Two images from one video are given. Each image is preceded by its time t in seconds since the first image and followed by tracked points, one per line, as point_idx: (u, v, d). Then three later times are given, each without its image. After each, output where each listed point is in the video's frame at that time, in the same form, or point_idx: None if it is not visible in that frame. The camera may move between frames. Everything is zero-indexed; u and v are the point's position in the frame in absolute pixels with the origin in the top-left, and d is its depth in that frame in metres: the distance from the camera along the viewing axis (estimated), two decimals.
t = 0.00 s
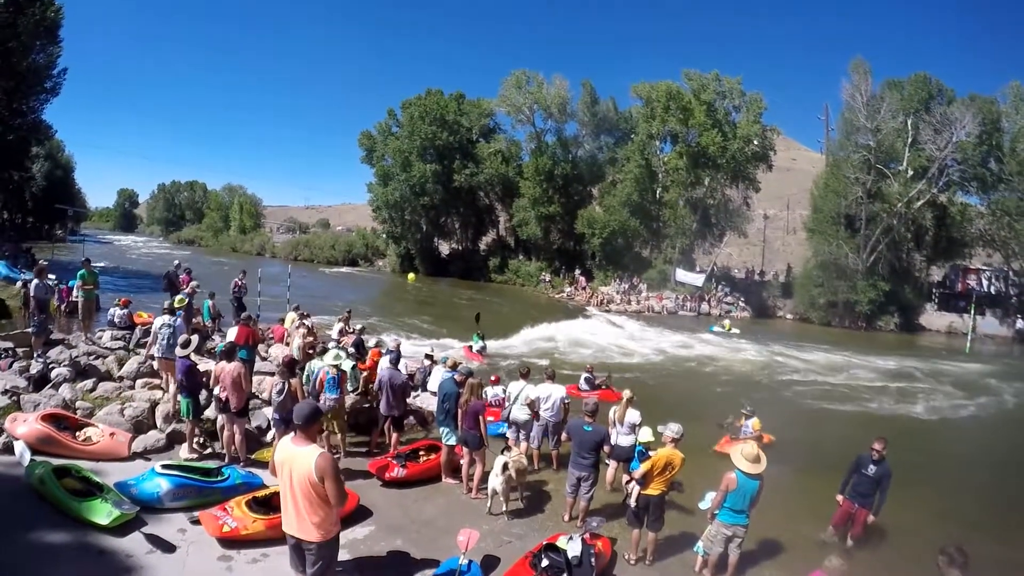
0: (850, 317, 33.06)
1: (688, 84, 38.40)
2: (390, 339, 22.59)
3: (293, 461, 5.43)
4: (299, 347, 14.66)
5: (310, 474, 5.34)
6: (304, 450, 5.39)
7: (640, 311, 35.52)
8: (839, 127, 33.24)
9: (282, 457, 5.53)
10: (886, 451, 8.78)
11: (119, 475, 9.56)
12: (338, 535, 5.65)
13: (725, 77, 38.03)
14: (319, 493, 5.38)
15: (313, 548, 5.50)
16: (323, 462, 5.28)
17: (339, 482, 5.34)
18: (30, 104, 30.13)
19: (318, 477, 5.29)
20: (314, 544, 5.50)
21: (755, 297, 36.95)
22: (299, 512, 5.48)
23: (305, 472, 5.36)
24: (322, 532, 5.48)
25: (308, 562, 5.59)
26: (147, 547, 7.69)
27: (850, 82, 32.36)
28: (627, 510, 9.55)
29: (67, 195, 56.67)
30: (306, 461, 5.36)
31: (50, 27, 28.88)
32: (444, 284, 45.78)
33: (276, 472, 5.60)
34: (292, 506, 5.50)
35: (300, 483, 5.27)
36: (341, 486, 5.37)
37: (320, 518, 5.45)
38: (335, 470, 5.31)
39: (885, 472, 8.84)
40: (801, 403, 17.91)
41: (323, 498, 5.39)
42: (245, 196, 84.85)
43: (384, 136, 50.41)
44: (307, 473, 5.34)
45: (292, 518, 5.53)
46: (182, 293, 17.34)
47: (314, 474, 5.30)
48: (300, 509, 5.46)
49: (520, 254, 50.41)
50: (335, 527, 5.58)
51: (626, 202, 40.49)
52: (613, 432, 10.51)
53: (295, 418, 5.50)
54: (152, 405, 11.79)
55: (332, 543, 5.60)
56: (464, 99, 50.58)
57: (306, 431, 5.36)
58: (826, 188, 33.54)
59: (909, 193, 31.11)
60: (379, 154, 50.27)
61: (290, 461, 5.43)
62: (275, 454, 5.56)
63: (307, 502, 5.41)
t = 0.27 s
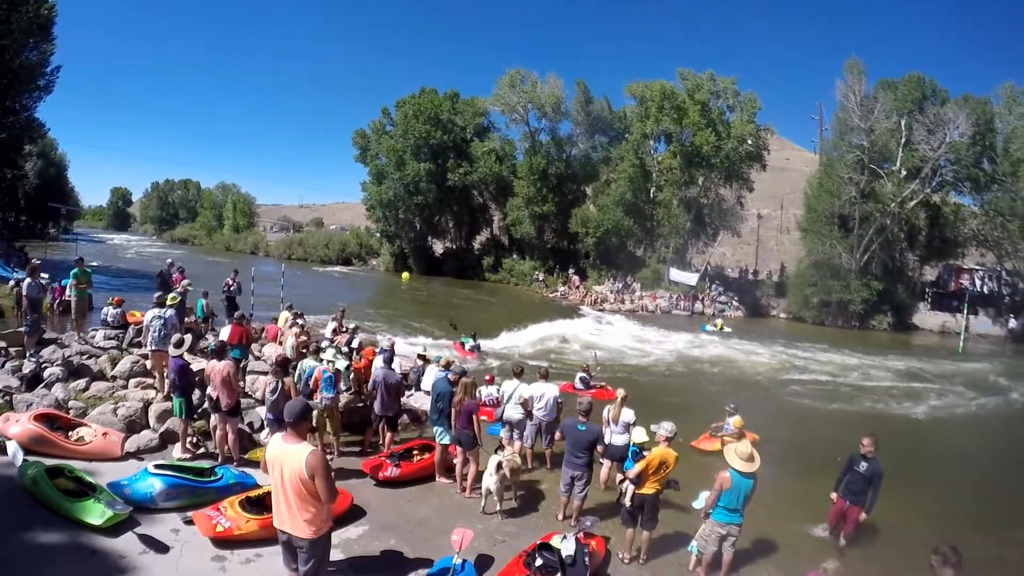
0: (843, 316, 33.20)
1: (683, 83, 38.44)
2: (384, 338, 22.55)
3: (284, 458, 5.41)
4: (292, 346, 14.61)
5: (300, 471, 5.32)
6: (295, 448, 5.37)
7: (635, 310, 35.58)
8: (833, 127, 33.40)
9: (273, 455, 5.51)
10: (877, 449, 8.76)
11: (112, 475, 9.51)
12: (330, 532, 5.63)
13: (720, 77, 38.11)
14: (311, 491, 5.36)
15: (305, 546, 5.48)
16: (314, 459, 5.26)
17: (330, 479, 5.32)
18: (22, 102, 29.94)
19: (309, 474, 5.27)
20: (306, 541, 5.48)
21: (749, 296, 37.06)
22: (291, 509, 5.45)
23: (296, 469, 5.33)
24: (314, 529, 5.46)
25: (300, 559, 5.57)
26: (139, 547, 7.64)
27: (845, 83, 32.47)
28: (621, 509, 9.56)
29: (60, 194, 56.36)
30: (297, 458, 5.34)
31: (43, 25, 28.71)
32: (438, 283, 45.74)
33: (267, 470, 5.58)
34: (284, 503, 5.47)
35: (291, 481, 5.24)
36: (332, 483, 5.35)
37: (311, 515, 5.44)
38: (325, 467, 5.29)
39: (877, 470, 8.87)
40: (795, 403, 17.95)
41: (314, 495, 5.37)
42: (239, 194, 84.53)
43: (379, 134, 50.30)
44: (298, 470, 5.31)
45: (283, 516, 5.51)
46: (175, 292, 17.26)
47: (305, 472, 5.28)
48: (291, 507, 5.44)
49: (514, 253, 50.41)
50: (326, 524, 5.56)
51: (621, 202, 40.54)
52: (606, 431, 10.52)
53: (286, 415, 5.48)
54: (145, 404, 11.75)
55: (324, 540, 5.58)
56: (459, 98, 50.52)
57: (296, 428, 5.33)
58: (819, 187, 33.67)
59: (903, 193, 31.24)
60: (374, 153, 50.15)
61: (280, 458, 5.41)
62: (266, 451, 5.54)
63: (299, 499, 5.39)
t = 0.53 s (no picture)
0: (841, 313, 33.26)
1: (681, 81, 38.41)
2: (382, 336, 22.55)
3: (280, 455, 5.44)
4: (291, 344, 14.60)
5: (297, 468, 5.35)
6: (291, 445, 5.40)
7: (633, 308, 35.61)
8: (831, 125, 33.40)
9: (270, 452, 5.54)
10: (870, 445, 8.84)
11: (111, 474, 9.50)
12: (328, 528, 5.67)
13: (718, 75, 38.05)
14: (308, 488, 5.39)
15: (303, 542, 5.53)
16: (310, 456, 5.29)
17: (326, 476, 5.36)
18: (20, 101, 29.85)
19: (306, 471, 5.30)
20: (304, 537, 5.52)
21: (747, 294, 37.10)
22: (288, 506, 5.49)
23: (293, 466, 5.37)
24: (311, 525, 5.50)
25: (298, 556, 5.60)
26: (139, 546, 7.64)
27: (843, 80, 32.44)
28: (619, 506, 9.58)
29: (57, 193, 56.23)
30: (293, 455, 5.37)
31: (40, 23, 28.64)
32: (437, 281, 45.73)
33: (264, 467, 5.61)
34: (281, 500, 5.51)
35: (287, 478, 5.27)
36: (329, 480, 5.38)
37: (309, 512, 5.47)
38: (322, 464, 5.32)
39: (870, 465, 8.89)
40: (793, 400, 17.99)
41: (311, 492, 5.40)
42: (237, 193, 84.37)
43: (377, 132, 50.24)
44: (294, 467, 5.34)
45: (280, 513, 5.54)
46: (173, 290, 17.24)
47: (301, 469, 5.32)
48: (289, 504, 5.47)
49: (512, 251, 50.39)
50: (324, 520, 5.60)
51: (619, 199, 40.57)
52: (605, 429, 10.53)
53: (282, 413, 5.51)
54: (143, 403, 11.73)
55: (322, 536, 5.62)
56: (457, 96, 50.47)
57: (292, 426, 5.36)
58: (817, 185, 33.68)
59: (901, 191, 31.26)
60: (372, 151, 50.09)
61: (277, 455, 5.45)
62: (263, 449, 5.57)
63: (295, 496, 5.42)
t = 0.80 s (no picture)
0: (848, 310, 33.14)
1: (684, 79, 38.31)
2: (388, 337, 22.60)
3: (286, 456, 5.47)
4: (297, 346, 14.63)
5: (302, 469, 5.38)
6: (297, 446, 5.43)
7: (639, 306, 35.58)
8: (836, 121, 33.26)
9: (275, 454, 5.57)
10: (871, 441, 9.02)
11: (118, 476, 9.55)
12: (334, 528, 5.70)
13: (721, 72, 37.89)
14: (313, 489, 5.42)
15: (308, 543, 5.56)
16: (316, 456, 5.33)
17: (331, 476, 5.39)
18: (25, 106, 30.02)
19: (311, 472, 5.34)
20: (309, 538, 5.55)
21: (753, 292, 36.99)
22: (294, 507, 5.52)
23: (299, 467, 5.39)
24: (317, 526, 5.53)
25: (304, 557, 5.62)
26: (146, 548, 7.69)
27: (847, 76, 32.28)
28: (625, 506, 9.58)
29: (64, 198, 56.57)
30: (299, 456, 5.41)
31: (44, 29, 28.78)
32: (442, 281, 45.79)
33: (270, 468, 5.65)
34: (287, 501, 5.54)
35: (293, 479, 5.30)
36: (334, 481, 5.41)
37: (314, 513, 5.50)
38: (327, 465, 5.35)
39: (871, 461, 9.09)
40: (800, 397, 17.95)
41: (316, 492, 5.43)
42: (242, 195, 84.67)
43: (381, 134, 50.33)
44: (300, 468, 5.37)
45: (286, 513, 5.57)
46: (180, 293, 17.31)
47: (307, 469, 5.34)
48: (294, 505, 5.50)
49: (517, 250, 50.41)
50: (329, 521, 5.63)
51: (624, 198, 40.53)
52: (611, 429, 10.52)
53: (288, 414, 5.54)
54: (150, 406, 11.79)
55: (327, 537, 5.64)
56: (460, 96, 50.51)
57: (298, 426, 5.40)
58: (823, 182, 33.53)
59: (906, 187, 31.12)
60: (376, 153, 50.18)
61: (283, 456, 5.48)
62: (269, 450, 5.60)
63: (301, 497, 5.45)
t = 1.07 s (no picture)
0: (850, 309, 33.11)
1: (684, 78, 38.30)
2: (389, 339, 22.59)
3: (286, 459, 5.47)
4: (298, 348, 14.64)
5: (303, 471, 5.38)
6: (296, 448, 5.44)
7: (640, 306, 35.56)
8: (836, 119, 33.22)
9: (275, 456, 5.58)
10: (870, 438, 9.03)
11: (120, 480, 9.56)
12: (334, 530, 5.71)
13: (720, 71, 37.85)
14: (313, 490, 5.43)
15: (309, 545, 5.57)
16: (316, 459, 5.32)
17: (331, 478, 5.40)
18: (26, 112, 30.06)
19: (312, 474, 5.34)
20: (310, 540, 5.56)
21: (754, 291, 36.95)
22: (295, 510, 5.53)
23: (298, 469, 5.40)
24: (317, 528, 5.55)
25: (305, 559, 5.64)
26: (148, 551, 7.70)
27: (846, 74, 32.24)
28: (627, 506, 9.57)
29: (66, 203, 56.63)
30: (299, 458, 5.40)
31: (44, 35, 28.82)
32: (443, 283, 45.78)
33: (270, 470, 5.64)
34: (287, 504, 5.55)
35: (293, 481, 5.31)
36: (333, 482, 5.43)
37: (314, 514, 5.51)
38: (327, 467, 5.36)
39: (871, 458, 9.09)
40: (801, 396, 17.94)
41: (317, 495, 5.44)
42: (243, 199, 84.73)
43: (381, 136, 50.36)
44: (300, 470, 5.38)
45: (287, 516, 5.57)
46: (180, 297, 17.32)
47: (307, 472, 5.35)
48: (295, 506, 5.51)
49: (518, 251, 50.42)
50: (330, 523, 5.64)
51: (624, 198, 40.53)
52: (612, 429, 10.51)
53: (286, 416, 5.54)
54: (152, 410, 11.80)
55: (328, 539, 5.65)
56: (459, 97, 50.54)
57: (298, 429, 5.40)
58: (823, 180, 33.49)
59: (907, 184, 31.11)
60: (376, 155, 50.22)
61: (282, 459, 5.48)
62: (268, 453, 5.61)
63: (301, 499, 5.46)
